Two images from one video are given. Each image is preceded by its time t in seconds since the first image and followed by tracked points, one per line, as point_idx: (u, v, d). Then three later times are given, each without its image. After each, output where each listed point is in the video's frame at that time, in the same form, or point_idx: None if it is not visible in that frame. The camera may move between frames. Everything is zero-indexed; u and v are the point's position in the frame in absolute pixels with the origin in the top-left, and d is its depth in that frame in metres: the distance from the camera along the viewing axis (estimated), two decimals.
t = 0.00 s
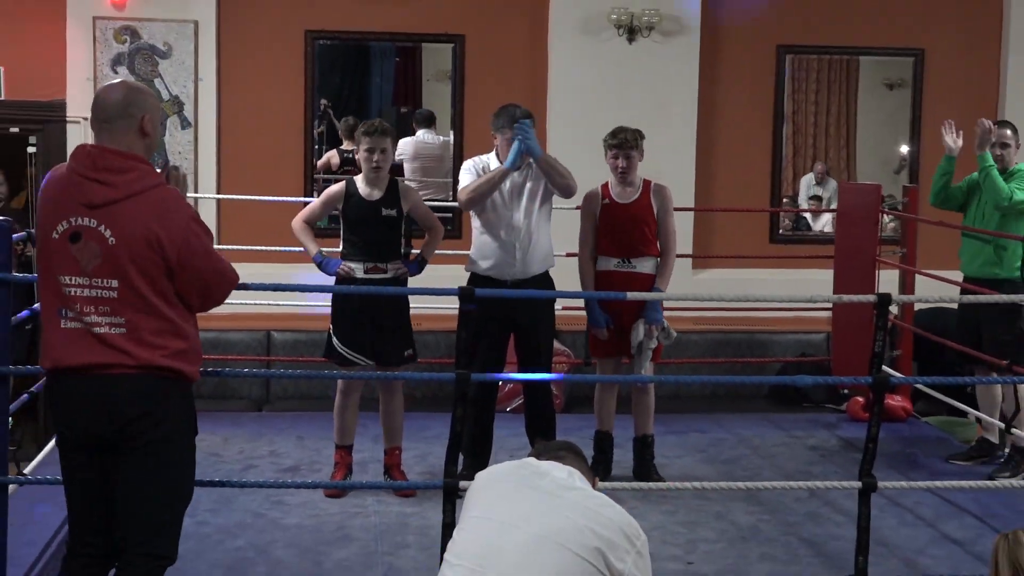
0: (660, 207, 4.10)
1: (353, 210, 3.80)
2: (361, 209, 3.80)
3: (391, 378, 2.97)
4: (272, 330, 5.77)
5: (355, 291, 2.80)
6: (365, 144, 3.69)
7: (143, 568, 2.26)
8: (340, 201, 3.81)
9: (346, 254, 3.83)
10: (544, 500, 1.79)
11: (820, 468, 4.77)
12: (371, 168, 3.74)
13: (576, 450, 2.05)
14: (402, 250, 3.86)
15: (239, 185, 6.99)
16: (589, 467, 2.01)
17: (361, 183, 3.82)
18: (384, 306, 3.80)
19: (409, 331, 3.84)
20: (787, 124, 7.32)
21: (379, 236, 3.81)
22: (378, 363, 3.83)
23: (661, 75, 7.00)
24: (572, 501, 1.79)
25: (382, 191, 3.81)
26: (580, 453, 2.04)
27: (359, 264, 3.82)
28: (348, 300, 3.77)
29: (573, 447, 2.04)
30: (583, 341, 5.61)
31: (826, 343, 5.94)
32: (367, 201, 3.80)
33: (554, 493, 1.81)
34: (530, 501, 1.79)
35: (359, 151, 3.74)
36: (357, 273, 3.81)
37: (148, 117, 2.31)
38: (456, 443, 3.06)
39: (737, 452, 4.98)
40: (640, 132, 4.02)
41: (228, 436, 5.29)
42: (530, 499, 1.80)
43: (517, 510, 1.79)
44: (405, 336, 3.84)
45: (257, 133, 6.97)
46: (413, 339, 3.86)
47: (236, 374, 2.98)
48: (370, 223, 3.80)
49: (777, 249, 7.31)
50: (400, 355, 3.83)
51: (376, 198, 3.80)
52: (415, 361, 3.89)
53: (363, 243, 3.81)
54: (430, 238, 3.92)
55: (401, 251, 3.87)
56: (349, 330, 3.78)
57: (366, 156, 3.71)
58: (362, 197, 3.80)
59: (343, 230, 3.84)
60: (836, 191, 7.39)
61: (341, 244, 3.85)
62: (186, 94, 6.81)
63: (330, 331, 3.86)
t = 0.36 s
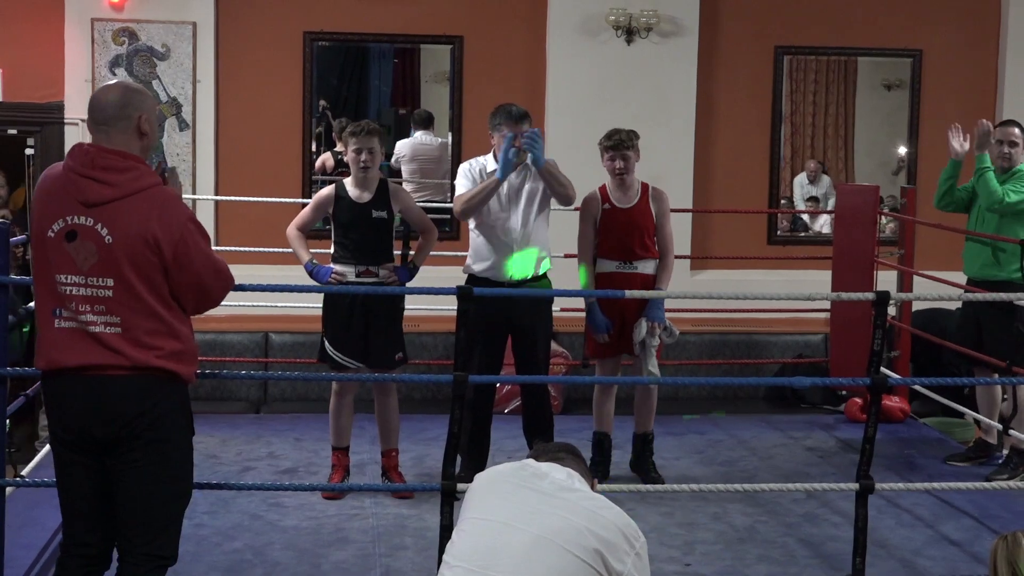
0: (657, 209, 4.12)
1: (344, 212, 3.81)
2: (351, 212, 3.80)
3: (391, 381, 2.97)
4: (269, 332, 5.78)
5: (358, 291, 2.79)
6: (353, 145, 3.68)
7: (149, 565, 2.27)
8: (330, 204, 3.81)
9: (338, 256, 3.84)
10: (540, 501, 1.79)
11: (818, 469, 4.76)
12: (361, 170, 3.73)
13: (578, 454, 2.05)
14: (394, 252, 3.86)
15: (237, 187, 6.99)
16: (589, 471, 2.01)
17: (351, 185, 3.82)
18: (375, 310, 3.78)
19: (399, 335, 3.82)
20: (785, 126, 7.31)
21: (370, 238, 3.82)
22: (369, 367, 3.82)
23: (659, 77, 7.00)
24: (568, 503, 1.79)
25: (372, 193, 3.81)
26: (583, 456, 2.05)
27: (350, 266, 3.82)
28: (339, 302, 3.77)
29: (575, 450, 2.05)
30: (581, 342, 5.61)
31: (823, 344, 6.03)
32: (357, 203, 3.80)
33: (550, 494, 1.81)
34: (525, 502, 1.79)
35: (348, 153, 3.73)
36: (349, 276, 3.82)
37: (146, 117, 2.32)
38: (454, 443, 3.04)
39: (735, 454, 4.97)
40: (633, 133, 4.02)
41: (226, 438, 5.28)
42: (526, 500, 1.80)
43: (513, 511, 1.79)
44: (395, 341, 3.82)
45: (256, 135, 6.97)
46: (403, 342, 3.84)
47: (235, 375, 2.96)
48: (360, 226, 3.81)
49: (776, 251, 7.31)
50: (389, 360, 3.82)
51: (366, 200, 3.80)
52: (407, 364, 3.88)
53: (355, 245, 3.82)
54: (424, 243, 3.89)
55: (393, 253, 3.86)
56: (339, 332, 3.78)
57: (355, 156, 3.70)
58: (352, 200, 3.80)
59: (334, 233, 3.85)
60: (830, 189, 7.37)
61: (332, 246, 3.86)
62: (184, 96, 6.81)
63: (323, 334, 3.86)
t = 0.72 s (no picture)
0: (675, 217, 4.10)
1: (334, 212, 3.81)
2: (342, 212, 3.80)
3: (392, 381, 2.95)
4: (270, 333, 5.79)
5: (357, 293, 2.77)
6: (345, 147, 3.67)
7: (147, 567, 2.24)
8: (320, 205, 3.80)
9: (328, 257, 3.84)
10: (542, 501, 1.79)
11: (819, 470, 4.76)
12: (354, 172, 3.73)
13: (582, 458, 2.04)
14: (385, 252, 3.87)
15: (238, 188, 7.00)
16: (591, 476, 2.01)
17: (340, 186, 3.82)
18: (368, 311, 3.78)
19: (393, 337, 3.82)
20: (785, 127, 7.32)
21: (361, 239, 3.82)
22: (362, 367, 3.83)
23: (659, 78, 7.00)
24: (570, 503, 1.79)
25: (362, 194, 3.81)
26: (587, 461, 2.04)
27: (341, 267, 3.82)
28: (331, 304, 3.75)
29: (580, 454, 2.04)
30: (581, 343, 5.61)
31: (824, 345, 6.03)
32: (347, 204, 3.80)
33: (553, 494, 1.81)
34: (527, 502, 1.79)
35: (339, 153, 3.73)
36: (340, 277, 3.81)
37: (127, 119, 2.30)
38: (455, 445, 3.03)
39: (736, 455, 4.97)
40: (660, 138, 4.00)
41: (227, 438, 5.28)
42: (528, 500, 1.80)
43: (515, 510, 1.79)
44: (388, 343, 3.82)
45: (256, 136, 6.98)
46: (398, 344, 3.84)
47: (234, 376, 2.95)
48: (351, 225, 3.81)
49: (776, 252, 7.32)
50: (384, 361, 3.82)
51: (356, 200, 3.80)
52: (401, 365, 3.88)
53: (346, 246, 3.82)
54: (415, 242, 3.90)
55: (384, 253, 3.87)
56: (331, 334, 3.77)
57: (347, 159, 3.70)
58: (342, 201, 3.80)
59: (323, 234, 3.84)
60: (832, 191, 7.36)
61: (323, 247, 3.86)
62: (185, 97, 6.82)
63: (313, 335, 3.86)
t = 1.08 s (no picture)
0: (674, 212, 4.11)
1: (329, 215, 3.79)
2: (336, 214, 3.79)
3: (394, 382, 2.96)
4: (270, 332, 5.81)
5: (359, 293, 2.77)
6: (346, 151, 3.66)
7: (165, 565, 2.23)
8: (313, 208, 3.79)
9: (324, 257, 3.85)
10: (537, 513, 1.77)
11: (819, 470, 4.76)
12: (353, 174, 3.72)
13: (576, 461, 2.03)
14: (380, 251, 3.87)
15: (239, 188, 7.00)
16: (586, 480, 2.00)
17: (334, 188, 3.80)
18: (367, 311, 3.77)
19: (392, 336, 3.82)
20: (786, 127, 7.32)
21: (355, 240, 3.82)
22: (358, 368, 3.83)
23: (659, 78, 7.00)
24: (565, 514, 1.77)
25: (356, 196, 3.79)
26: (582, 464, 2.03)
27: (338, 269, 3.82)
28: (332, 304, 3.73)
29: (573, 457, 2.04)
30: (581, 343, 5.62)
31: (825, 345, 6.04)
32: (341, 206, 3.79)
33: (549, 506, 1.78)
34: (522, 513, 1.77)
35: (334, 155, 3.71)
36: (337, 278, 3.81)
37: (135, 121, 2.28)
38: (456, 445, 3.03)
39: (736, 455, 4.97)
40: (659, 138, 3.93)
41: (227, 438, 5.28)
42: (524, 512, 1.77)
43: (509, 522, 1.76)
44: (385, 342, 3.81)
45: (257, 136, 6.98)
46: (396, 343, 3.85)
47: (235, 376, 2.95)
48: (346, 227, 3.80)
49: (777, 252, 7.32)
50: (383, 360, 3.82)
51: (350, 202, 3.79)
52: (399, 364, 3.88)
53: (341, 247, 3.82)
54: (407, 238, 3.90)
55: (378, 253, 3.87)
56: (329, 334, 3.76)
57: (351, 162, 3.69)
58: (336, 203, 3.78)
59: (318, 235, 3.84)
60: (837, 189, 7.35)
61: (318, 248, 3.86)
62: (186, 96, 6.82)
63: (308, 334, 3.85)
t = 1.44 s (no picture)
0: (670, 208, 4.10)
1: (343, 212, 3.78)
2: (349, 212, 3.78)
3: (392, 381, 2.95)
4: (272, 331, 5.83)
5: (360, 293, 2.77)
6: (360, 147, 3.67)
7: (180, 569, 2.24)
8: (327, 206, 3.77)
9: (338, 256, 3.83)
10: (522, 510, 1.74)
11: (820, 468, 4.76)
12: (369, 171, 3.72)
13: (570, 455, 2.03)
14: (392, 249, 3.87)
15: (240, 187, 7.00)
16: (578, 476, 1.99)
17: (346, 187, 3.80)
18: (380, 308, 3.78)
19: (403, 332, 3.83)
20: (788, 125, 7.31)
21: (369, 237, 3.81)
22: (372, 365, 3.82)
23: (661, 77, 7.00)
24: (552, 508, 1.75)
25: (368, 194, 3.80)
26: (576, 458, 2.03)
27: (352, 266, 3.80)
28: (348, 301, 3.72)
29: (567, 452, 2.03)
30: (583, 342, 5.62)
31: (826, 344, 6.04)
32: (353, 204, 3.78)
33: (535, 502, 1.76)
34: (509, 511, 1.74)
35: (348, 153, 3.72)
36: (352, 276, 3.79)
37: (166, 119, 2.30)
38: (457, 444, 3.03)
39: (738, 453, 4.96)
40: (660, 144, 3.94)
41: (229, 436, 5.28)
42: (510, 511, 1.74)
43: (497, 522, 1.73)
44: (398, 338, 3.82)
45: (258, 135, 6.98)
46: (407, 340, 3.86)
47: (239, 374, 2.95)
48: (359, 225, 3.80)
49: (778, 250, 7.31)
50: (394, 357, 3.82)
51: (363, 200, 3.79)
52: (408, 361, 3.89)
53: (355, 245, 3.81)
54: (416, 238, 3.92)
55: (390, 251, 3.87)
56: (345, 331, 3.75)
57: (365, 159, 3.69)
58: (349, 201, 3.78)
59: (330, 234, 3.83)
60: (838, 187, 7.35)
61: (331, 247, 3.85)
62: (188, 95, 6.82)
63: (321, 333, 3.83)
